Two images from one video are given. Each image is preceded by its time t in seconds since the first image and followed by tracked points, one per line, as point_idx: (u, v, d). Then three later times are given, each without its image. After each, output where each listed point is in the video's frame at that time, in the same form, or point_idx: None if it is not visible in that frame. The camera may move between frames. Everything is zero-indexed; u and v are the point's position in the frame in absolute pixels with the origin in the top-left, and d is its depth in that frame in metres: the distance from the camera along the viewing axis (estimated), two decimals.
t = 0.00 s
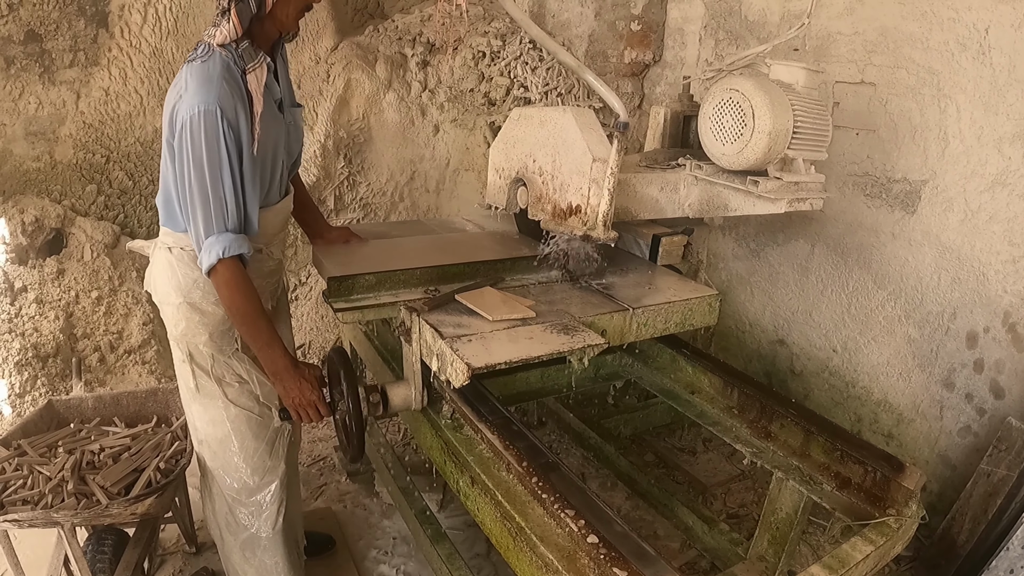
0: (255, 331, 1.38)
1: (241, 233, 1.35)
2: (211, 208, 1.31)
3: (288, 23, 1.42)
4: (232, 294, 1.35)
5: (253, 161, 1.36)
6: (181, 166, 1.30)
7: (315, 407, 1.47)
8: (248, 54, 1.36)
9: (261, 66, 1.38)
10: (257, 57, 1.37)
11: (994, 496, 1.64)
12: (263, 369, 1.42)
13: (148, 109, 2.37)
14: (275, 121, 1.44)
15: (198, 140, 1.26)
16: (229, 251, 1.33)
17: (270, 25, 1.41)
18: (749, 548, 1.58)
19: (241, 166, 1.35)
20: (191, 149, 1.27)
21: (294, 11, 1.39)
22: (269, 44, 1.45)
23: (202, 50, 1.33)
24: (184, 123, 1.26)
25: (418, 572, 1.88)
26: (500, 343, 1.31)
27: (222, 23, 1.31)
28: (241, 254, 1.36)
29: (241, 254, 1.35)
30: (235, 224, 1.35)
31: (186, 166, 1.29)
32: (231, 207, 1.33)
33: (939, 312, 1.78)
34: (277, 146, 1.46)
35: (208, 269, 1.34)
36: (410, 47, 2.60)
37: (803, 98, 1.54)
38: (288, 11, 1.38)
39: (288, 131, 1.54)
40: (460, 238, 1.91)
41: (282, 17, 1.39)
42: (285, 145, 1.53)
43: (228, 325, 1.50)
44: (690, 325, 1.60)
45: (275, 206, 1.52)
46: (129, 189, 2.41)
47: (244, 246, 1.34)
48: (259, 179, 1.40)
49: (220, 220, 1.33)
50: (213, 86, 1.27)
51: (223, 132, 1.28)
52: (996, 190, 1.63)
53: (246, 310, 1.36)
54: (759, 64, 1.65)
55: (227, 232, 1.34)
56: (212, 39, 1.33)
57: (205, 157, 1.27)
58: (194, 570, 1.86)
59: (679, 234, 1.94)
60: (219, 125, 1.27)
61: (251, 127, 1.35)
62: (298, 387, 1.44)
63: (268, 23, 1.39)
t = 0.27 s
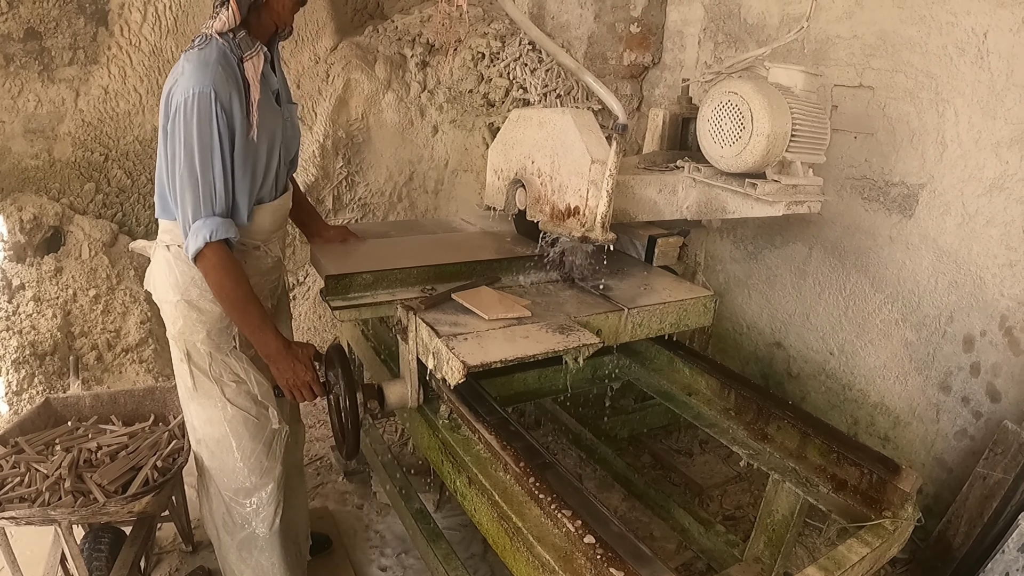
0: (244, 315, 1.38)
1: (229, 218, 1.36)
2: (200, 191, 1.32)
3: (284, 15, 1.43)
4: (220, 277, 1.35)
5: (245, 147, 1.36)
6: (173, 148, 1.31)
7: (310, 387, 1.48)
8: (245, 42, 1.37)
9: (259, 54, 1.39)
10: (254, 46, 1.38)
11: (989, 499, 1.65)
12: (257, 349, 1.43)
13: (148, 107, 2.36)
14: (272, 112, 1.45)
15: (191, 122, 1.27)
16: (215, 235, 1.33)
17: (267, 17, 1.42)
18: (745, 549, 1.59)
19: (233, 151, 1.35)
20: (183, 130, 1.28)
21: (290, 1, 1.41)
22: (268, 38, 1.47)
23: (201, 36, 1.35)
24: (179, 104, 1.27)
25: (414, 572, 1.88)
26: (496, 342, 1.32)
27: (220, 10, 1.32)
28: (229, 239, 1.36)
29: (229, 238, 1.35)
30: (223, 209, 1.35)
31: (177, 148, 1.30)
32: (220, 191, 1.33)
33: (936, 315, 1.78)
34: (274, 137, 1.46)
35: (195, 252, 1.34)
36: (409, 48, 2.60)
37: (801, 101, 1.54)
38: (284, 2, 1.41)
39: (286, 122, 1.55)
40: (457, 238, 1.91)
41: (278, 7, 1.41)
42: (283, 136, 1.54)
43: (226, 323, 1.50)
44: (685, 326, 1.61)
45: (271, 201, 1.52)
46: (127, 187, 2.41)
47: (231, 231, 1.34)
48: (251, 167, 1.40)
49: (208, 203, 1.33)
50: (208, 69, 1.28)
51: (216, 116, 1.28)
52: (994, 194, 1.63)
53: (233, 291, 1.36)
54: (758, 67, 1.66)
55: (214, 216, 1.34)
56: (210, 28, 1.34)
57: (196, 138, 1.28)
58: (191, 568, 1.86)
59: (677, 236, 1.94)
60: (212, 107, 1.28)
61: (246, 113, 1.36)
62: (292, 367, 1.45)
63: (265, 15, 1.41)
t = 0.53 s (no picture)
0: (235, 302, 1.38)
1: (213, 213, 1.35)
2: (186, 184, 1.32)
3: (283, 17, 1.44)
4: (204, 267, 1.34)
5: (236, 144, 1.36)
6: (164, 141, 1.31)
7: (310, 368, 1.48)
8: (244, 42, 1.38)
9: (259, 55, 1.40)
10: (254, 46, 1.39)
11: (991, 499, 1.65)
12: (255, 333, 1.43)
13: (149, 111, 2.37)
14: (270, 112, 1.45)
15: (182, 115, 1.28)
16: (198, 228, 1.32)
17: (267, 19, 1.43)
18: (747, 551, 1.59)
19: (224, 147, 1.35)
20: (174, 123, 1.28)
21: (289, 4, 1.41)
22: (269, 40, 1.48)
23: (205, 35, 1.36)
24: (172, 98, 1.28)
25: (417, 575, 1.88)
26: (495, 343, 1.33)
27: (221, 10, 1.33)
28: (213, 233, 1.36)
29: (212, 233, 1.35)
30: (208, 204, 1.35)
31: (168, 140, 1.31)
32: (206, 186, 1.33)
33: (938, 316, 1.78)
34: (271, 137, 1.46)
35: (179, 244, 1.34)
36: (409, 51, 2.60)
37: (802, 103, 1.55)
38: (283, 4, 1.41)
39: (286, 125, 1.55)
40: (458, 240, 1.92)
41: (276, 9, 1.41)
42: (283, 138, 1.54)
43: (228, 326, 1.50)
44: (684, 327, 1.61)
45: (269, 203, 1.51)
46: (129, 191, 2.42)
47: (214, 226, 1.34)
48: (243, 165, 1.40)
49: (193, 197, 1.33)
50: (204, 65, 1.29)
51: (209, 110, 1.29)
52: (995, 195, 1.63)
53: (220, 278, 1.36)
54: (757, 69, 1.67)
55: (198, 210, 1.34)
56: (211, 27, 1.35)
57: (186, 131, 1.28)
58: (193, 572, 1.86)
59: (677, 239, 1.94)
60: (204, 102, 1.28)
61: (241, 111, 1.36)
62: (290, 350, 1.45)
63: (264, 16, 1.42)
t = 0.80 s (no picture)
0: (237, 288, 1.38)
1: (213, 210, 1.36)
2: (186, 181, 1.32)
3: (288, 18, 1.45)
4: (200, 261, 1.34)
5: (238, 142, 1.37)
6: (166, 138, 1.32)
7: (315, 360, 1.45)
8: (248, 41, 1.39)
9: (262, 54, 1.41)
10: (257, 45, 1.40)
11: (992, 500, 1.65)
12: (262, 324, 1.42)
13: (150, 112, 2.37)
14: (273, 112, 1.46)
15: (183, 111, 1.29)
16: (197, 224, 1.33)
17: (272, 20, 1.44)
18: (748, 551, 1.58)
19: (225, 144, 1.36)
20: (175, 119, 1.29)
21: (293, 5, 1.42)
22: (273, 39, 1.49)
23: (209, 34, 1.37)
24: (175, 94, 1.29)
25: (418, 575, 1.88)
26: (494, 341, 1.34)
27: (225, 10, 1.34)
28: (213, 230, 1.36)
29: (211, 228, 1.35)
30: (208, 201, 1.35)
31: (169, 137, 1.32)
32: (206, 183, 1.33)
33: (939, 316, 1.78)
34: (274, 137, 1.47)
35: (178, 239, 1.34)
36: (410, 52, 2.60)
37: (803, 103, 1.55)
38: (287, 5, 1.42)
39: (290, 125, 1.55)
40: (458, 240, 1.92)
41: (281, 10, 1.42)
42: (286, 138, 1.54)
43: (233, 326, 1.51)
44: (682, 325, 1.61)
45: (273, 203, 1.52)
46: (130, 192, 2.42)
47: (212, 222, 1.34)
48: (245, 163, 1.41)
49: (193, 193, 1.34)
50: (207, 62, 1.30)
51: (209, 108, 1.30)
52: (996, 195, 1.63)
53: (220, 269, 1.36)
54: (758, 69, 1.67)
55: (198, 206, 1.34)
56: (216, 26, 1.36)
57: (186, 127, 1.29)
58: (195, 572, 1.86)
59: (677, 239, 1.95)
60: (206, 99, 1.29)
61: (243, 109, 1.37)
62: (297, 340, 1.42)
63: (268, 16, 1.43)
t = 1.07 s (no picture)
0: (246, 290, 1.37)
1: (219, 207, 1.35)
2: (193, 176, 1.32)
3: (297, 18, 1.44)
4: (209, 260, 1.34)
5: (246, 139, 1.37)
6: (173, 133, 1.32)
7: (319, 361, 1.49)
8: (257, 38, 1.38)
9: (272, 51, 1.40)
10: (266, 41, 1.39)
11: (992, 501, 1.65)
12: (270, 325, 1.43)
13: (151, 111, 2.37)
14: (281, 110, 1.46)
15: (192, 106, 1.28)
16: (203, 221, 1.32)
17: (281, 20, 1.43)
18: (748, 553, 1.58)
19: (232, 140, 1.35)
20: (184, 115, 1.29)
21: (303, 5, 1.42)
22: (281, 38, 1.48)
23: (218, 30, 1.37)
24: (184, 89, 1.29)
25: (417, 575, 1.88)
26: (492, 339, 1.35)
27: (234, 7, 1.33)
28: (219, 227, 1.35)
29: (218, 226, 1.34)
30: (214, 197, 1.34)
31: (176, 132, 1.31)
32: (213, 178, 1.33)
33: (939, 318, 1.78)
34: (282, 135, 1.46)
35: (184, 236, 1.34)
36: (411, 52, 2.61)
37: (804, 105, 1.55)
38: (297, 5, 1.41)
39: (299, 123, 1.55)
40: (458, 239, 1.92)
41: (290, 10, 1.41)
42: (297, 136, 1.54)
43: (240, 327, 1.51)
44: (680, 324, 1.61)
45: (282, 202, 1.51)
46: (130, 191, 2.42)
47: (219, 219, 1.33)
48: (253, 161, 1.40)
49: (200, 189, 1.33)
50: (216, 58, 1.29)
51: (218, 103, 1.29)
52: (996, 197, 1.63)
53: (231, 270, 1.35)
54: (759, 70, 1.67)
55: (204, 203, 1.33)
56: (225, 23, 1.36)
57: (194, 122, 1.28)
58: (194, 572, 1.86)
59: (677, 240, 1.95)
60: (215, 94, 1.28)
61: (252, 106, 1.37)
62: (305, 343, 1.44)
63: (277, 15, 1.42)
